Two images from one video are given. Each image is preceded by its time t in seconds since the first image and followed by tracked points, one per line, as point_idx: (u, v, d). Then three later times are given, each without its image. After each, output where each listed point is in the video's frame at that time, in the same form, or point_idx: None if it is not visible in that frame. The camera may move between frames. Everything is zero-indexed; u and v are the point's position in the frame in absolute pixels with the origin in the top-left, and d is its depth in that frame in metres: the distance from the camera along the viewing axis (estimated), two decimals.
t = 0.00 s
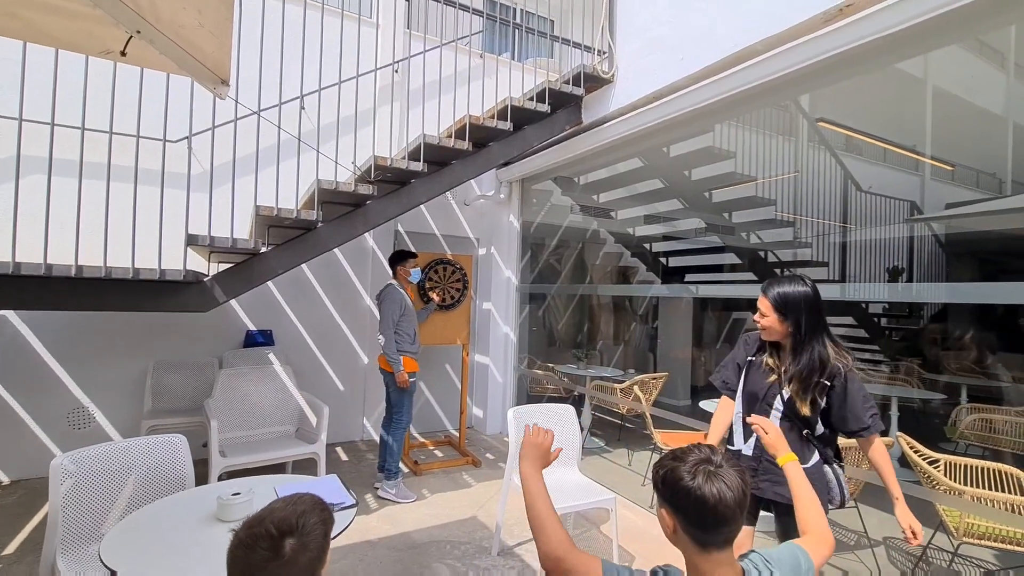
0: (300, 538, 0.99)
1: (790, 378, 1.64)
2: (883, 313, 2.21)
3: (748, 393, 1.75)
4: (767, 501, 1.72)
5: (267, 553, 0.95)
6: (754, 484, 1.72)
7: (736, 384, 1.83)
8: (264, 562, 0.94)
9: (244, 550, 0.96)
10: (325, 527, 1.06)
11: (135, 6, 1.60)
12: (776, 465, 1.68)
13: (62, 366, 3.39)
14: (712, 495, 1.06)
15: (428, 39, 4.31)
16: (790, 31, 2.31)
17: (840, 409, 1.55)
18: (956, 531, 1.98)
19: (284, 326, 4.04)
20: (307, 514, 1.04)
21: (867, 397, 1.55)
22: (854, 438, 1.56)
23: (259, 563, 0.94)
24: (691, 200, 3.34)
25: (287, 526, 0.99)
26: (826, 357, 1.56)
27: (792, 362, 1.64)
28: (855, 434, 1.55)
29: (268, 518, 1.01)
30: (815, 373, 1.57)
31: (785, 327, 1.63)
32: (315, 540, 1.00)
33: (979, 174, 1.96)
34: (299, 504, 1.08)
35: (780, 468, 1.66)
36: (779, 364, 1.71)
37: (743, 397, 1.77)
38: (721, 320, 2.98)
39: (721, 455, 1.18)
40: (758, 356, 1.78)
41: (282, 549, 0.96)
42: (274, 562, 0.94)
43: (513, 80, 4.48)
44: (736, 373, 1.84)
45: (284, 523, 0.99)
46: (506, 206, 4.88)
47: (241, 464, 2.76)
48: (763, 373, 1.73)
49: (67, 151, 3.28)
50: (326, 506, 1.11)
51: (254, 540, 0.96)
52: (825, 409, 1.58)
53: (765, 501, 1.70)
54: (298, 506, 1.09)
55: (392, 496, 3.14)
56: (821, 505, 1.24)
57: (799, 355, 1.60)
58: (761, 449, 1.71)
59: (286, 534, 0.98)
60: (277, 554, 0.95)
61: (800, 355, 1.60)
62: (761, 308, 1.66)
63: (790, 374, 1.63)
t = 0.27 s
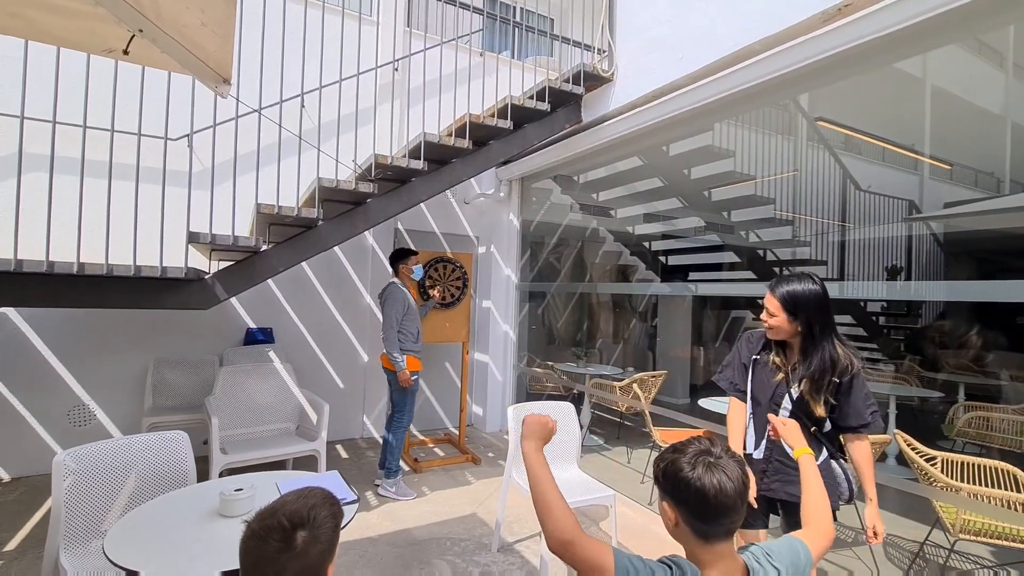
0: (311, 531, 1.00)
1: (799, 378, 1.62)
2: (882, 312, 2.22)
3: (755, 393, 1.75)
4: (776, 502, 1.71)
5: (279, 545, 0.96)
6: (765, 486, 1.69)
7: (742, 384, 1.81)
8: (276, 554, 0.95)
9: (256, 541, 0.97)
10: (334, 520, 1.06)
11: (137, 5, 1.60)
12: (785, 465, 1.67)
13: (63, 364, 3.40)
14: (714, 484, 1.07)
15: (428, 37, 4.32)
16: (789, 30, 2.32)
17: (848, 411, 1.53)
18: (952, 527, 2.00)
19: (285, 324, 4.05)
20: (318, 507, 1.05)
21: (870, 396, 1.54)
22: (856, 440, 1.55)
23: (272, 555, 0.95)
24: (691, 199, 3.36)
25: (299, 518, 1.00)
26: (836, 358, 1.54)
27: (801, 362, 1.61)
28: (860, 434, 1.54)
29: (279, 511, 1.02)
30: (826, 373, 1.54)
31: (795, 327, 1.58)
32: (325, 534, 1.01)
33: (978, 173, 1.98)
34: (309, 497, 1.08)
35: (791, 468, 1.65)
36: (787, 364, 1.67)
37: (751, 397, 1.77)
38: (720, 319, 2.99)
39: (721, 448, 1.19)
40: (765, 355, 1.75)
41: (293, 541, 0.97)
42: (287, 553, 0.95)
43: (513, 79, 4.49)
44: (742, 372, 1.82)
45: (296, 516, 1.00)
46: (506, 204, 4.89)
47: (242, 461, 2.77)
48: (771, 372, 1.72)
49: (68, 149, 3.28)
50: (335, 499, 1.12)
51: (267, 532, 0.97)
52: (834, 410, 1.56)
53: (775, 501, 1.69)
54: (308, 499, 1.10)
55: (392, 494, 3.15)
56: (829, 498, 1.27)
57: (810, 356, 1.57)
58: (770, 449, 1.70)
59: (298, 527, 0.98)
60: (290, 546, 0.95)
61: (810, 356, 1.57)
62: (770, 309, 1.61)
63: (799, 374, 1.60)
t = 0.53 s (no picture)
0: (316, 530, 1.00)
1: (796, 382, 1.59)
2: (880, 313, 2.23)
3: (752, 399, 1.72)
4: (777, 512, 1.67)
5: (285, 544, 0.96)
6: (766, 496, 1.66)
7: (737, 392, 1.78)
8: (282, 553, 0.95)
9: (262, 540, 0.97)
10: (338, 520, 1.07)
11: (139, 6, 1.61)
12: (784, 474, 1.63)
13: (62, 364, 3.39)
14: (715, 480, 1.08)
15: (428, 38, 4.32)
16: (789, 32, 2.33)
17: (843, 417, 1.49)
18: (948, 527, 2.03)
19: (284, 324, 4.05)
20: (322, 507, 1.06)
21: (865, 404, 1.51)
22: (838, 447, 1.49)
23: (277, 554, 0.95)
24: (689, 200, 3.37)
25: (303, 518, 1.00)
26: (835, 362, 1.50)
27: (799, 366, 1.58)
28: (851, 442, 1.50)
29: (284, 510, 1.02)
30: (824, 377, 1.51)
31: (795, 329, 1.56)
32: (330, 533, 1.02)
33: (974, 174, 1.99)
34: (313, 496, 1.09)
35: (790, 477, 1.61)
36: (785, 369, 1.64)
37: (748, 405, 1.73)
38: (718, 319, 3.00)
39: (722, 446, 1.21)
40: (762, 362, 1.73)
41: (299, 540, 0.97)
42: (292, 552, 0.96)
43: (512, 80, 4.50)
44: (737, 381, 1.79)
45: (301, 515, 1.01)
46: (505, 205, 4.89)
47: (241, 461, 2.77)
48: (768, 379, 1.68)
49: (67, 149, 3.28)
50: (338, 500, 1.12)
51: (272, 531, 0.97)
52: (831, 416, 1.52)
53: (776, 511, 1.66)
54: (312, 499, 1.10)
55: (392, 495, 3.15)
56: (811, 498, 1.28)
57: (809, 359, 1.54)
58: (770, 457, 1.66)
59: (303, 526, 0.99)
60: (295, 545, 0.96)
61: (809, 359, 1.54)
62: (771, 310, 1.58)
63: (797, 377, 1.58)
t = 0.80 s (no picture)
0: (319, 532, 1.00)
1: (798, 378, 1.58)
2: (879, 312, 2.23)
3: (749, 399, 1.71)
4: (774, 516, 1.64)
5: (288, 545, 0.97)
6: (761, 498, 1.63)
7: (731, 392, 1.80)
8: (285, 554, 0.96)
9: (266, 540, 0.98)
10: (343, 522, 1.07)
11: (140, 7, 1.61)
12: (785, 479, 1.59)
13: (63, 365, 3.39)
14: (712, 487, 1.08)
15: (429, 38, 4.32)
16: (789, 33, 2.34)
17: (842, 416, 1.49)
18: (948, 526, 2.02)
19: (284, 324, 4.05)
20: (326, 507, 1.06)
21: (866, 404, 1.50)
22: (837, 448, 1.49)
23: (281, 554, 0.96)
24: (690, 200, 3.38)
25: (307, 519, 1.00)
26: (840, 359, 1.50)
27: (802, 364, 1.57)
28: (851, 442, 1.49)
29: (288, 511, 1.03)
30: (826, 374, 1.51)
31: (800, 323, 1.55)
32: (333, 536, 1.02)
33: (973, 174, 2.00)
34: (317, 497, 1.09)
35: (788, 480, 1.58)
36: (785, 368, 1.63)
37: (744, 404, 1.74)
38: (718, 319, 3.00)
39: (721, 453, 1.20)
40: (759, 360, 1.73)
41: (302, 542, 0.97)
42: (295, 553, 0.96)
43: (513, 80, 4.50)
44: (730, 380, 1.80)
45: (304, 516, 1.01)
46: (506, 205, 4.90)
47: (242, 461, 2.77)
48: (766, 377, 1.68)
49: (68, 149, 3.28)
50: (343, 501, 1.12)
51: (275, 532, 0.98)
52: (831, 415, 1.51)
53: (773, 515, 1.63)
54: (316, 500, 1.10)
55: (392, 495, 3.15)
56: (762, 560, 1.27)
57: (813, 355, 1.53)
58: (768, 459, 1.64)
59: (306, 527, 0.99)
60: (299, 547, 0.96)
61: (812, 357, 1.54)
62: (778, 305, 1.58)
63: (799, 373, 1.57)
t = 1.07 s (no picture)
0: (296, 537, 0.99)
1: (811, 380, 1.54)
2: (880, 312, 2.23)
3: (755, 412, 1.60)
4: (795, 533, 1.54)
5: (263, 549, 0.96)
6: (784, 516, 1.53)
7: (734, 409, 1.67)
8: (260, 558, 0.95)
9: (241, 543, 0.97)
10: (323, 528, 1.05)
11: (139, 7, 1.60)
12: (809, 492, 1.50)
13: (63, 367, 3.39)
14: (708, 501, 1.11)
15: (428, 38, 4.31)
16: (790, 33, 2.33)
17: (865, 408, 1.49)
18: (950, 527, 2.03)
19: (284, 325, 4.04)
20: (306, 513, 1.05)
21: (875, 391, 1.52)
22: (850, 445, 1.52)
23: (255, 559, 0.95)
24: (690, 200, 3.36)
25: (284, 524, 0.99)
26: (852, 356, 1.54)
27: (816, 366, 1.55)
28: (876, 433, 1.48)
29: (267, 514, 1.02)
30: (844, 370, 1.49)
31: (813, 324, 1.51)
32: (311, 542, 1.00)
33: (974, 173, 2.00)
34: (298, 502, 1.08)
35: (811, 492, 1.50)
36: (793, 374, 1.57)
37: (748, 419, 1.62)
38: (718, 319, 3.00)
39: (721, 462, 1.22)
40: (760, 372, 1.62)
41: (277, 547, 0.96)
42: (270, 558, 0.95)
43: (512, 80, 4.49)
44: (727, 398, 1.68)
45: (281, 521, 1.00)
46: (506, 205, 4.90)
47: (243, 463, 2.76)
48: (774, 388, 1.57)
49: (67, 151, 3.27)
50: (326, 507, 1.11)
51: (251, 535, 0.97)
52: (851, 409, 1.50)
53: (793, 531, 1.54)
54: (298, 504, 1.09)
55: (393, 496, 3.15)
56: None
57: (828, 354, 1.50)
58: (786, 473, 1.54)
59: (282, 532, 0.98)
60: (273, 551, 0.95)
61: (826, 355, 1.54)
62: (807, 307, 1.50)
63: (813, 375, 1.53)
